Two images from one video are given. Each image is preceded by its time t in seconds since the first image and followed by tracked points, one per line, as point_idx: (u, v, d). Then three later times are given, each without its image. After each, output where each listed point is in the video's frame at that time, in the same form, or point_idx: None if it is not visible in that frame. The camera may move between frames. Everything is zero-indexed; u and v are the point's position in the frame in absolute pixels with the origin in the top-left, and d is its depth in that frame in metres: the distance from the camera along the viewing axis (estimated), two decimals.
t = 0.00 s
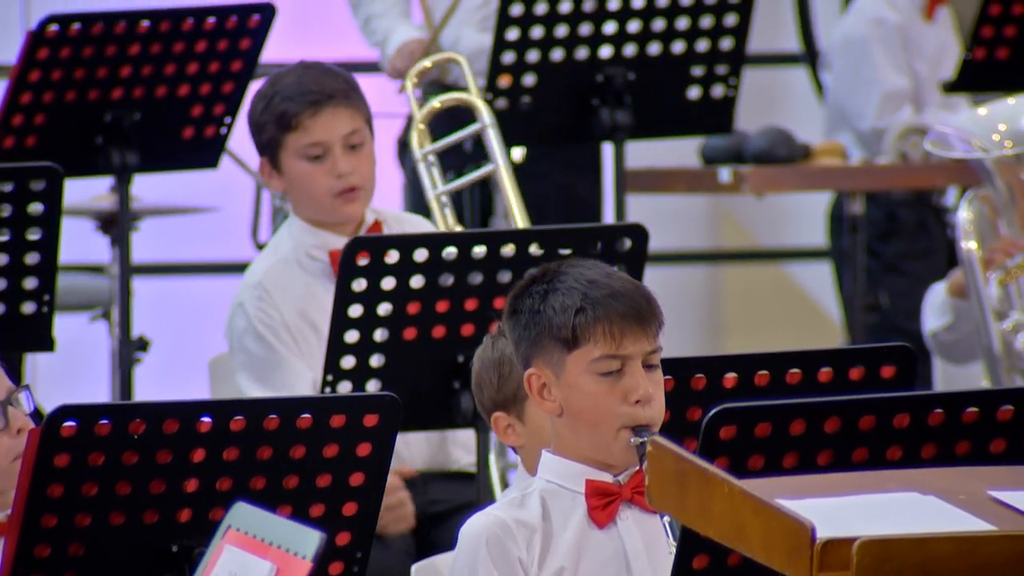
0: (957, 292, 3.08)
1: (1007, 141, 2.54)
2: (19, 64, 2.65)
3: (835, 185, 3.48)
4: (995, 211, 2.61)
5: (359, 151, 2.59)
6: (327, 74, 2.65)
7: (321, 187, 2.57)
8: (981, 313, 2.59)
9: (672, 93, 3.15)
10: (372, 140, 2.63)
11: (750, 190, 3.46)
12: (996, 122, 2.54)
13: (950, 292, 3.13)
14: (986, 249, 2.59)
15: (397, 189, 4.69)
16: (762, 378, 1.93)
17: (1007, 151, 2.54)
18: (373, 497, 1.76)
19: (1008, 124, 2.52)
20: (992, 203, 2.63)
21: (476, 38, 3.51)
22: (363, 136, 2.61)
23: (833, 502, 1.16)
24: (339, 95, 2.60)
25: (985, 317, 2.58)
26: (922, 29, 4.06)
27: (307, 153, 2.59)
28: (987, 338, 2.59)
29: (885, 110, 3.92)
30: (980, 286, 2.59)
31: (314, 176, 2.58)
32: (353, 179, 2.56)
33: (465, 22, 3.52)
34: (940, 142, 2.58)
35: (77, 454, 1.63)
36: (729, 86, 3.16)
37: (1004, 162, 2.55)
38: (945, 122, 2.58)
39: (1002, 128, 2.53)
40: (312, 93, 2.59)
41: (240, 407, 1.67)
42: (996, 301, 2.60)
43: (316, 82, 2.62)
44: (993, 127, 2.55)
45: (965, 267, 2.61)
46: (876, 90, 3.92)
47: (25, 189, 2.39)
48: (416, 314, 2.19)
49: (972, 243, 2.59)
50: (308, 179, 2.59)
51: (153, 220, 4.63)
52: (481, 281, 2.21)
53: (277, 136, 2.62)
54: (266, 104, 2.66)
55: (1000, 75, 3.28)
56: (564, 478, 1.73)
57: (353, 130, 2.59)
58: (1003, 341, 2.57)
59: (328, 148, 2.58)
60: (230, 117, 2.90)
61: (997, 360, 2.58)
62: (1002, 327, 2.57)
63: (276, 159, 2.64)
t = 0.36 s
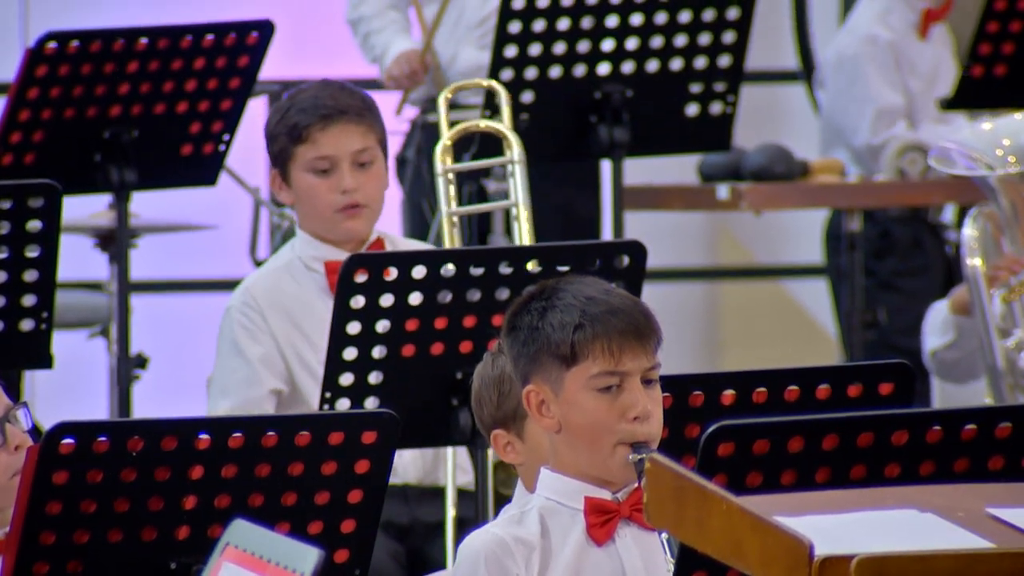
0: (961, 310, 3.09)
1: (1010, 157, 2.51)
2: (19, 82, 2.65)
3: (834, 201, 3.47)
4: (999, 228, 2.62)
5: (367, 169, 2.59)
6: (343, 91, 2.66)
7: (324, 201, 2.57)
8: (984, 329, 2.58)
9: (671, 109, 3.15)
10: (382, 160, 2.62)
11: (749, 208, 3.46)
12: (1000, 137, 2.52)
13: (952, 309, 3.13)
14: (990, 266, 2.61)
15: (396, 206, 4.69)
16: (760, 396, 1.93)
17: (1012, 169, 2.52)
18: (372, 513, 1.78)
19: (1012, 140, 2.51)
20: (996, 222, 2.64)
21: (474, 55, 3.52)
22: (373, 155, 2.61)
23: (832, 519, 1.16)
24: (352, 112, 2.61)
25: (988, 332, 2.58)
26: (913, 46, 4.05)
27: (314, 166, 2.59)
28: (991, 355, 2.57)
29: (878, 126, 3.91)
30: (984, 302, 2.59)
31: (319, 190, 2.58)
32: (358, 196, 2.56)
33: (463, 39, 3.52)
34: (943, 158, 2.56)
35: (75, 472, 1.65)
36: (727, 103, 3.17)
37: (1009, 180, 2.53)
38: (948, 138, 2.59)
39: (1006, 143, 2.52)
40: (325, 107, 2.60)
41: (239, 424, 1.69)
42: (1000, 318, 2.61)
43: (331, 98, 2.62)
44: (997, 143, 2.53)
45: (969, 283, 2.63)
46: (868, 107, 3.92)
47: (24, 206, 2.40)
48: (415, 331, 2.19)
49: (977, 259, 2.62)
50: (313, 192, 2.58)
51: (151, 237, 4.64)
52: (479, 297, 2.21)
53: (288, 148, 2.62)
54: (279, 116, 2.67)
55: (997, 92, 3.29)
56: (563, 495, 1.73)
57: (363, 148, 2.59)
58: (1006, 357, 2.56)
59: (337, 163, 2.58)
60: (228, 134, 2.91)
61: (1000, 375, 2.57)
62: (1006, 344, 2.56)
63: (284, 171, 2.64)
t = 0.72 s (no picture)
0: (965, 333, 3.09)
1: (1016, 178, 2.49)
2: (17, 104, 2.66)
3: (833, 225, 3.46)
4: (1005, 251, 2.62)
5: (365, 210, 2.58)
6: (348, 130, 2.65)
7: (322, 239, 2.57)
8: (991, 351, 2.57)
9: (671, 132, 3.15)
10: (381, 202, 2.61)
11: (748, 231, 3.45)
12: (1005, 158, 2.50)
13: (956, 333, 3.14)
14: (996, 288, 2.61)
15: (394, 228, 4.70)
16: (759, 419, 1.94)
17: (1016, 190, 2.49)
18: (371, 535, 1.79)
19: (1017, 161, 2.49)
20: (1003, 244, 2.64)
21: (472, 79, 3.48)
22: (372, 197, 2.59)
23: (830, 542, 1.16)
24: (355, 152, 2.61)
25: (994, 355, 2.57)
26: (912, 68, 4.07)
27: (315, 204, 2.57)
28: (995, 377, 2.56)
29: (882, 148, 3.86)
30: (990, 324, 2.59)
31: (317, 228, 2.57)
32: (355, 238, 2.55)
33: (463, 64, 3.52)
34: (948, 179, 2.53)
35: (74, 494, 1.64)
36: (726, 126, 3.17)
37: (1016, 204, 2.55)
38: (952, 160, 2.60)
39: (1011, 164, 2.49)
40: (330, 146, 2.59)
41: (237, 447, 1.69)
42: (1005, 341, 2.62)
43: (335, 136, 2.62)
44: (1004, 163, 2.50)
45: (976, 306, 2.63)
46: (870, 129, 3.88)
47: (22, 229, 2.40)
48: (414, 353, 2.19)
49: (984, 280, 2.61)
50: (311, 230, 2.57)
51: (150, 260, 4.65)
52: (478, 320, 2.21)
53: (289, 182, 2.61)
54: (282, 149, 2.65)
55: (996, 114, 3.30)
56: (563, 518, 1.72)
57: (364, 190, 2.58)
58: (1011, 381, 2.55)
59: (337, 202, 2.57)
60: (227, 157, 2.91)
61: (1004, 398, 2.56)
62: (1011, 368, 2.56)
63: (283, 205, 2.63)
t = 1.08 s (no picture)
0: (967, 365, 2.84)
1: (1012, 203, 2.51)
2: (18, 127, 2.67)
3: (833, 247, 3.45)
4: (1001, 274, 2.61)
5: (377, 230, 2.58)
6: (358, 152, 2.65)
7: (333, 257, 2.57)
8: (988, 376, 2.59)
9: (671, 156, 3.15)
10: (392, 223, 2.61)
11: (747, 254, 3.45)
12: (1002, 181, 2.51)
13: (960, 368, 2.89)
14: (994, 314, 2.60)
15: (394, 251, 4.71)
16: (759, 442, 1.94)
17: (1013, 214, 2.52)
18: (371, 559, 1.80)
19: (1014, 184, 2.50)
20: (999, 266, 2.62)
21: (472, 100, 3.47)
22: (383, 218, 2.59)
23: (829, 565, 1.16)
24: (368, 172, 2.61)
25: (993, 380, 2.59)
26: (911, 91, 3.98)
27: (326, 224, 2.58)
28: (994, 401, 2.58)
29: (879, 166, 3.82)
30: (988, 351, 2.60)
31: (329, 247, 2.57)
32: (366, 256, 2.55)
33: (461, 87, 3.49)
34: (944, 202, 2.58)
35: (74, 518, 1.65)
36: (725, 148, 3.18)
37: (1011, 227, 2.54)
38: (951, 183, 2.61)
39: (1008, 187, 2.51)
40: (341, 165, 2.60)
41: (237, 470, 1.69)
42: (1003, 365, 2.61)
43: (347, 157, 2.62)
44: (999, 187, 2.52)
45: (973, 330, 2.63)
46: (865, 150, 3.83)
47: (23, 251, 2.41)
48: (414, 376, 2.19)
49: (981, 304, 2.61)
50: (322, 248, 2.57)
51: (150, 283, 4.67)
52: (478, 343, 2.22)
53: (301, 204, 2.61)
54: (293, 172, 2.66)
55: (996, 137, 3.31)
56: (563, 541, 1.73)
57: (375, 210, 2.58)
58: (1009, 405, 2.56)
59: (348, 222, 2.57)
60: (227, 180, 2.92)
61: (1002, 422, 2.56)
62: (1010, 392, 2.57)
63: (294, 226, 2.63)
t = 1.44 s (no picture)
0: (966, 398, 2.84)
1: (1005, 233, 2.53)
2: (19, 154, 2.67)
3: (834, 276, 3.41)
4: (995, 302, 2.60)
5: (377, 269, 2.59)
6: (363, 188, 2.66)
7: (330, 294, 2.58)
8: (983, 405, 2.59)
9: (672, 185, 3.16)
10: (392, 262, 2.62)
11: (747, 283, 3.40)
12: (995, 214, 2.53)
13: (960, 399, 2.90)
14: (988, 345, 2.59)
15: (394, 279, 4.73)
16: (759, 470, 1.94)
17: (1007, 244, 2.53)
18: None
19: (1006, 216, 2.52)
20: (994, 296, 2.61)
21: (471, 128, 3.47)
22: (384, 256, 2.60)
23: None
24: (370, 211, 2.61)
25: (988, 408, 2.59)
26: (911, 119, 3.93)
27: (325, 260, 2.59)
28: (989, 430, 2.57)
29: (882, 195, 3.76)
30: (984, 382, 2.58)
31: (327, 283, 2.58)
32: (363, 294, 2.56)
33: (461, 114, 3.51)
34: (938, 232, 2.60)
35: (74, 545, 1.64)
36: (726, 177, 3.18)
37: (1004, 255, 2.55)
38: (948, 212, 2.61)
39: (1001, 219, 2.52)
40: (343, 203, 2.60)
41: (237, 497, 1.69)
42: (999, 395, 2.61)
43: (350, 193, 2.62)
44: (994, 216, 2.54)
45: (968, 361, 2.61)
46: (868, 178, 3.78)
47: (23, 280, 2.40)
48: (414, 405, 2.19)
49: (975, 334, 2.60)
50: (320, 285, 2.59)
51: (150, 311, 4.69)
52: (478, 371, 2.22)
53: (301, 237, 2.62)
54: (296, 204, 2.67)
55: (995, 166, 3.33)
56: (564, 570, 1.71)
57: (377, 248, 2.59)
58: (1005, 433, 2.55)
59: (348, 259, 2.58)
60: (228, 208, 2.93)
61: (999, 450, 2.56)
62: (1005, 419, 2.57)
63: (294, 258, 2.64)
